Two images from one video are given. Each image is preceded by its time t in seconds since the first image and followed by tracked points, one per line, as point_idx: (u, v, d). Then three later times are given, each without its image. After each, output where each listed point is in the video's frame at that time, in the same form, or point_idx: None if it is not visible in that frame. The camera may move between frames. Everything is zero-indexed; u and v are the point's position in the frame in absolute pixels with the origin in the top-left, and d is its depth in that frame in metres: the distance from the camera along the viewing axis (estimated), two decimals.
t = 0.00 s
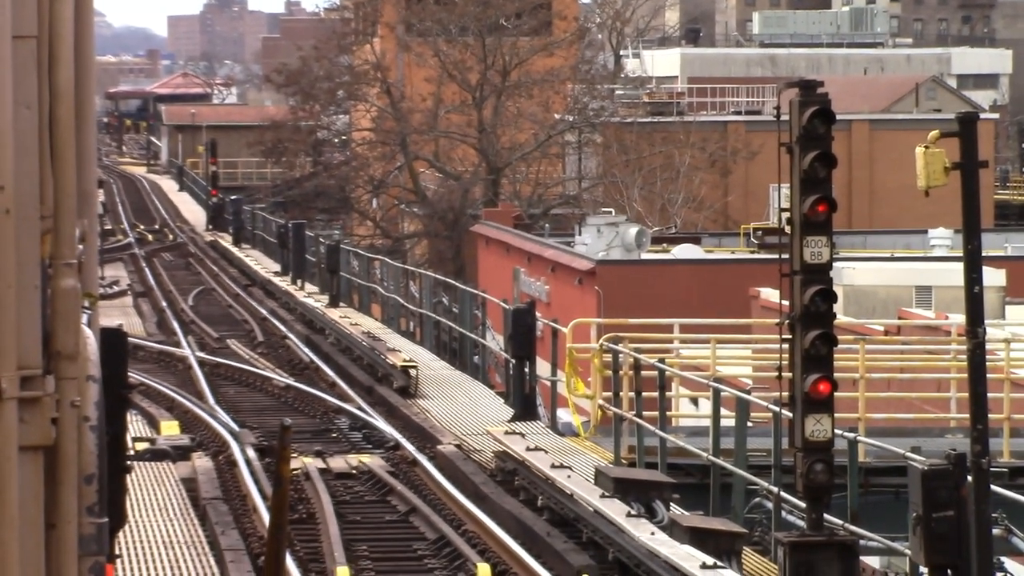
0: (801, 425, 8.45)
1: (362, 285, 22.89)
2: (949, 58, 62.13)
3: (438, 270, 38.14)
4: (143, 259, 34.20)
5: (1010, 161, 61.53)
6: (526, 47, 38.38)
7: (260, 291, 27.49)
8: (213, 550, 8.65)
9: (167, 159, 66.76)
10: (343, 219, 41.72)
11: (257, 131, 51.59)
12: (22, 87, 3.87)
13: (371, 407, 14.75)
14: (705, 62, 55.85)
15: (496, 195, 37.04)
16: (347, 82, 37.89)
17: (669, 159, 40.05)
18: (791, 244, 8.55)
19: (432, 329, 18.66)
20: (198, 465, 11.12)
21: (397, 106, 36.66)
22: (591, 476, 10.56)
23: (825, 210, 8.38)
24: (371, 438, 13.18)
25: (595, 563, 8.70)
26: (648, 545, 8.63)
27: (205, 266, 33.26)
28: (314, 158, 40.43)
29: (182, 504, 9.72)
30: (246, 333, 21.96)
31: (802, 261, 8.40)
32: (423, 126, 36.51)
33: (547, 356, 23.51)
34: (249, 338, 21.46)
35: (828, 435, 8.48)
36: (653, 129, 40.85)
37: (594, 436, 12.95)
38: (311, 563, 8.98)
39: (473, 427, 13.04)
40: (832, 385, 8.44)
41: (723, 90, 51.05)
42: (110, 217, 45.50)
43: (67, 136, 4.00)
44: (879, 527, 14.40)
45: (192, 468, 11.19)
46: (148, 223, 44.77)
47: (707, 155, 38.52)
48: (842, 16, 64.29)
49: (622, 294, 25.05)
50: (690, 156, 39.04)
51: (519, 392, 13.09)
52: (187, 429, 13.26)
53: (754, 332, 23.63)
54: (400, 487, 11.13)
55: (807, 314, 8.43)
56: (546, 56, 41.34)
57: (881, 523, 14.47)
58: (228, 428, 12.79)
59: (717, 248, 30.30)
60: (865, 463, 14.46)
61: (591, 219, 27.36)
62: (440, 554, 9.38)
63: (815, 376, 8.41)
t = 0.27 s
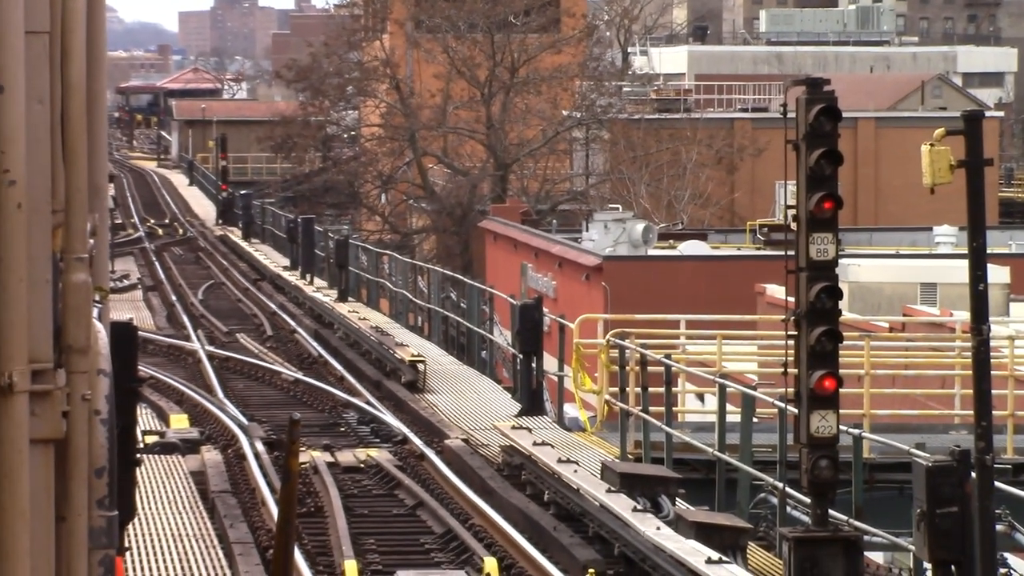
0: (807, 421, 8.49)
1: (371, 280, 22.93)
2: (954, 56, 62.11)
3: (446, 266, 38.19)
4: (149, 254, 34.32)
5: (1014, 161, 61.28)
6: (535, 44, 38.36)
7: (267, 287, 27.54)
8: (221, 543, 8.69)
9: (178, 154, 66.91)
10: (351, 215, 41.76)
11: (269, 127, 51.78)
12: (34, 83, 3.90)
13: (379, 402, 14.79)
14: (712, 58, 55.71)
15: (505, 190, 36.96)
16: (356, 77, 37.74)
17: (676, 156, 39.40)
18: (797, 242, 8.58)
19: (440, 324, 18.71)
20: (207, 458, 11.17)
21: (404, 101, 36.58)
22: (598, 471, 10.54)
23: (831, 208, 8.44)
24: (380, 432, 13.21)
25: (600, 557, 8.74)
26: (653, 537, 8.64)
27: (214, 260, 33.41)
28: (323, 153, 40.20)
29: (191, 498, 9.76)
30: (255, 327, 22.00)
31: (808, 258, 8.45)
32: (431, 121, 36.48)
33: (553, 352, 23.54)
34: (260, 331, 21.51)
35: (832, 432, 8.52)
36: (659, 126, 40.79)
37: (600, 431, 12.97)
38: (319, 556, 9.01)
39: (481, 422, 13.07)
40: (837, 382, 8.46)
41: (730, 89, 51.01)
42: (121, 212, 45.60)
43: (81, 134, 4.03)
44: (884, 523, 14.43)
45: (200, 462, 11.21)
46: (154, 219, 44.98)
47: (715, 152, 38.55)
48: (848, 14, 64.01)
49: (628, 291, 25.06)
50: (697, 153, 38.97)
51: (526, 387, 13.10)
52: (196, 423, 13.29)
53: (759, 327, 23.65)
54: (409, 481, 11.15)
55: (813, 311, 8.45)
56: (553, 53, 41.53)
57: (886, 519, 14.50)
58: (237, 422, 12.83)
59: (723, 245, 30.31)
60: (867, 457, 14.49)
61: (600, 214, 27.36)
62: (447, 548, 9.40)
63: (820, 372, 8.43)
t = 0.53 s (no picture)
0: (788, 433, 8.92)
1: (390, 296, 23.42)
2: (933, 90, 62.61)
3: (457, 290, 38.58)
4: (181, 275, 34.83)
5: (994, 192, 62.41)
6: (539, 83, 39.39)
7: (294, 304, 28.09)
8: (249, 546, 9.06)
9: (209, 184, 68.33)
10: (369, 241, 42.40)
11: (293, 157, 52.74)
12: (77, 119, 4.15)
13: (393, 414, 15.25)
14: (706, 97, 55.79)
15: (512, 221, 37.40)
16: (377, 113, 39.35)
17: (669, 189, 40.78)
18: (779, 268, 9.06)
19: (450, 341, 19.18)
20: (236, 465, 11.61)
21: (418, 136, 37.69)
22: (595, 479, 10.77)
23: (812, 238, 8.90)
24: (394, 442, 13.61)
25: (596, 558, 9.20)
26: (644, 536, 9.00)
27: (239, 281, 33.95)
28: (342, 183, 41.57)
29: (219, 501, 10.15)
30: (279, 343, 22.52)
31: (791, 283, 8.93)
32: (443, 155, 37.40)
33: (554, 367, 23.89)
34: (286, 347, 21.96)
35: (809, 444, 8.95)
36: (653, 160, 41.57)
37: (596, 440, 13.33)
38: (338, 556, 9.40)
39: (487, 432, 13.46)
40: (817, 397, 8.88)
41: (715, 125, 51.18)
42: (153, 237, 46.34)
43: (116, 162, 4.36)
44: (857, 531, 14.71)
45: (229, 468, 11.73)
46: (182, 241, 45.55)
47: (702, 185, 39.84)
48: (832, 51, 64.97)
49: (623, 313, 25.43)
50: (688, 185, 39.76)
51: (528, 401, 13.45)
52: (226, 432, 13.72)
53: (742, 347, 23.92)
54: (421, 486, 11.53)
55: (795, 332, 8.89)
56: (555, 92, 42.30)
57: (860, 526, 14.85)
58: (262, 432, 13.25)
59: (711, 271, 30.73)
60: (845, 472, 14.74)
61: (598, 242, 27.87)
62: (456, 548, 9.77)
63: (802, 389, 8.82)
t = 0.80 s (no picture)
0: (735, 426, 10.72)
1: (430, 314, 24.72)
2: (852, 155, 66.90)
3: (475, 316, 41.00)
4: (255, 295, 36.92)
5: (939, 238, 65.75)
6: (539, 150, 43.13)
7: (352, 318, 29.58)
8: (309, 507, 9.91)
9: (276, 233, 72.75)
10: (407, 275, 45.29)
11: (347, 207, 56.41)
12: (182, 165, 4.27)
13: (421, 409, 16.58)
14: (668, 158, 58.99)
15: (519, 259, 40.43)
16: (411, 172, 42.65)
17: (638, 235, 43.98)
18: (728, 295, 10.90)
19: (467, 353, 20.68)
20: (298, 447, 12.70)
21: (445, 189, 40.48)
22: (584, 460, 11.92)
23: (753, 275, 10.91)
24: (424, 430, 14.80)
25: (582, 523, 10.33)
26: (623, 508, 9.86)
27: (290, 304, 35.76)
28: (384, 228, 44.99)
29: (284, 476, 11.09)
30: (333, 353, 23.99)
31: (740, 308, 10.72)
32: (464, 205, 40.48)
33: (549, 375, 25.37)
34: (342, 356, 23.33)
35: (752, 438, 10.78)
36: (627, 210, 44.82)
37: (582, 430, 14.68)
38: (378, 522, 10.42)
39: (498, 424, 14.70)
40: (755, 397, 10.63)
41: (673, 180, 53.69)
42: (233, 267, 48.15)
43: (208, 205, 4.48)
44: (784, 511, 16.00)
45: (294, 450, 12.79)
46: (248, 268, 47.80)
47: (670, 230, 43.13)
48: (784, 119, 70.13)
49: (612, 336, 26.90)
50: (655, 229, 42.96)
51: (529, 399, 14.72)
52: (290, 422, 14.90)
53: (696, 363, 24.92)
54: (446, 468, 12.61)
55: (740, 346, 10.80)
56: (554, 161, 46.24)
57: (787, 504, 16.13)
58: (320, 421, 14.42)
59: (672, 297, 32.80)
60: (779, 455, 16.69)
61: (587, 275, 29.49)
62: (472, 514, 10.82)
63: (745, 391, 10.58)
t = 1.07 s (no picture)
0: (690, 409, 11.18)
1: (448, 317, 26.29)
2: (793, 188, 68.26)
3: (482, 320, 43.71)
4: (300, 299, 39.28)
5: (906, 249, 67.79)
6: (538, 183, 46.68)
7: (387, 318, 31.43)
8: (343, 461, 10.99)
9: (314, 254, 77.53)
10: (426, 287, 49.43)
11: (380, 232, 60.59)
12: (203, 165, 4.38)
13: (439, 392, 18.00)
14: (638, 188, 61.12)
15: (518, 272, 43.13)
16: (431, 202, 46.70)
17: (613, 252, 46.04)
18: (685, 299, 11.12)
19: (477, 346, 22.31)
20: (337, 423, 14.02)
21: (457, 213, 43.52)
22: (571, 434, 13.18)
23: (705, 283, 11.02)
24: (440, 410, 16.16)
25: (567, 487, 11.33)
26: (600, 473, 10.58)
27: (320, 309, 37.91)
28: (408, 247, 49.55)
29: (325, 445, 12.20)
30: (366, 347, 25.81)
31: (692, 311, 10.96)
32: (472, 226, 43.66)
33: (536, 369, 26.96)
34: (372, 349, 25.07)
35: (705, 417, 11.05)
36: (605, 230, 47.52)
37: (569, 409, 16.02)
38: (400, 482, 11.42)
39: (499, 403, 16.08)
40: (711, 385, 11.04)
41: (632, 214, 56.29)
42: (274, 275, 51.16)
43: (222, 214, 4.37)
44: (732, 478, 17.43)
45: (333, 425, 14.12)
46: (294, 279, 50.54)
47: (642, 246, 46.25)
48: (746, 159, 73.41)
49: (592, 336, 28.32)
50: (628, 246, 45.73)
51: (525, 385, 16.05)
52: (332, 403, 16.30)
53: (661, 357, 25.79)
54: (459, 441, 13.80)
55: (694, 341, 11.04)
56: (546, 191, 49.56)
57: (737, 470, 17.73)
58: (357, 401, 15.81)
59: (644, 302, 35.09)
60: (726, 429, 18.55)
61: (574, 284, 31.30)
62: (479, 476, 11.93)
63: (699, 381, 10.97)
